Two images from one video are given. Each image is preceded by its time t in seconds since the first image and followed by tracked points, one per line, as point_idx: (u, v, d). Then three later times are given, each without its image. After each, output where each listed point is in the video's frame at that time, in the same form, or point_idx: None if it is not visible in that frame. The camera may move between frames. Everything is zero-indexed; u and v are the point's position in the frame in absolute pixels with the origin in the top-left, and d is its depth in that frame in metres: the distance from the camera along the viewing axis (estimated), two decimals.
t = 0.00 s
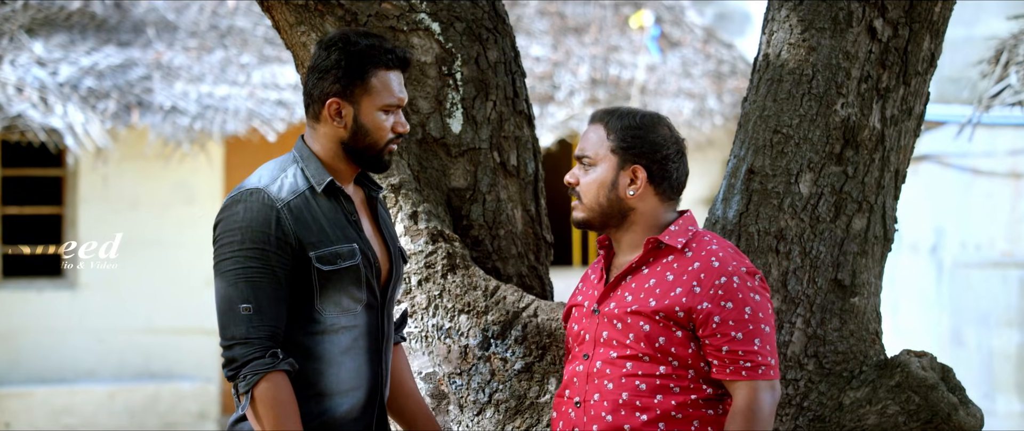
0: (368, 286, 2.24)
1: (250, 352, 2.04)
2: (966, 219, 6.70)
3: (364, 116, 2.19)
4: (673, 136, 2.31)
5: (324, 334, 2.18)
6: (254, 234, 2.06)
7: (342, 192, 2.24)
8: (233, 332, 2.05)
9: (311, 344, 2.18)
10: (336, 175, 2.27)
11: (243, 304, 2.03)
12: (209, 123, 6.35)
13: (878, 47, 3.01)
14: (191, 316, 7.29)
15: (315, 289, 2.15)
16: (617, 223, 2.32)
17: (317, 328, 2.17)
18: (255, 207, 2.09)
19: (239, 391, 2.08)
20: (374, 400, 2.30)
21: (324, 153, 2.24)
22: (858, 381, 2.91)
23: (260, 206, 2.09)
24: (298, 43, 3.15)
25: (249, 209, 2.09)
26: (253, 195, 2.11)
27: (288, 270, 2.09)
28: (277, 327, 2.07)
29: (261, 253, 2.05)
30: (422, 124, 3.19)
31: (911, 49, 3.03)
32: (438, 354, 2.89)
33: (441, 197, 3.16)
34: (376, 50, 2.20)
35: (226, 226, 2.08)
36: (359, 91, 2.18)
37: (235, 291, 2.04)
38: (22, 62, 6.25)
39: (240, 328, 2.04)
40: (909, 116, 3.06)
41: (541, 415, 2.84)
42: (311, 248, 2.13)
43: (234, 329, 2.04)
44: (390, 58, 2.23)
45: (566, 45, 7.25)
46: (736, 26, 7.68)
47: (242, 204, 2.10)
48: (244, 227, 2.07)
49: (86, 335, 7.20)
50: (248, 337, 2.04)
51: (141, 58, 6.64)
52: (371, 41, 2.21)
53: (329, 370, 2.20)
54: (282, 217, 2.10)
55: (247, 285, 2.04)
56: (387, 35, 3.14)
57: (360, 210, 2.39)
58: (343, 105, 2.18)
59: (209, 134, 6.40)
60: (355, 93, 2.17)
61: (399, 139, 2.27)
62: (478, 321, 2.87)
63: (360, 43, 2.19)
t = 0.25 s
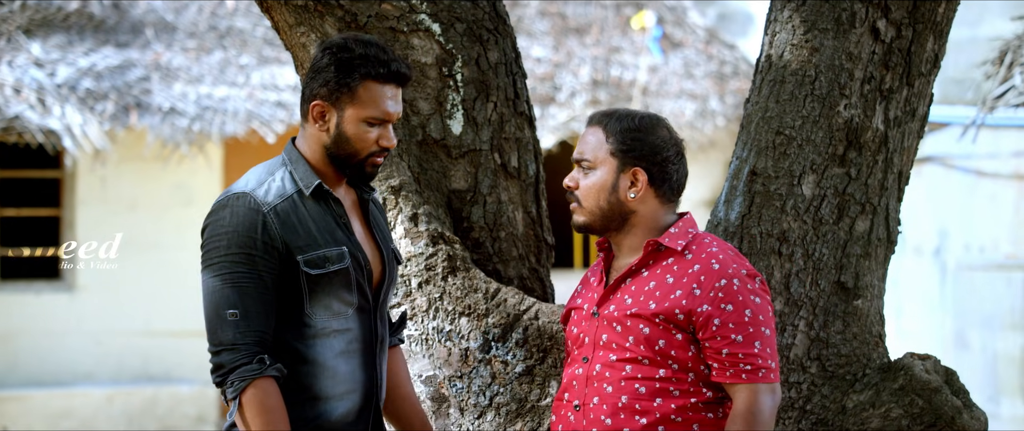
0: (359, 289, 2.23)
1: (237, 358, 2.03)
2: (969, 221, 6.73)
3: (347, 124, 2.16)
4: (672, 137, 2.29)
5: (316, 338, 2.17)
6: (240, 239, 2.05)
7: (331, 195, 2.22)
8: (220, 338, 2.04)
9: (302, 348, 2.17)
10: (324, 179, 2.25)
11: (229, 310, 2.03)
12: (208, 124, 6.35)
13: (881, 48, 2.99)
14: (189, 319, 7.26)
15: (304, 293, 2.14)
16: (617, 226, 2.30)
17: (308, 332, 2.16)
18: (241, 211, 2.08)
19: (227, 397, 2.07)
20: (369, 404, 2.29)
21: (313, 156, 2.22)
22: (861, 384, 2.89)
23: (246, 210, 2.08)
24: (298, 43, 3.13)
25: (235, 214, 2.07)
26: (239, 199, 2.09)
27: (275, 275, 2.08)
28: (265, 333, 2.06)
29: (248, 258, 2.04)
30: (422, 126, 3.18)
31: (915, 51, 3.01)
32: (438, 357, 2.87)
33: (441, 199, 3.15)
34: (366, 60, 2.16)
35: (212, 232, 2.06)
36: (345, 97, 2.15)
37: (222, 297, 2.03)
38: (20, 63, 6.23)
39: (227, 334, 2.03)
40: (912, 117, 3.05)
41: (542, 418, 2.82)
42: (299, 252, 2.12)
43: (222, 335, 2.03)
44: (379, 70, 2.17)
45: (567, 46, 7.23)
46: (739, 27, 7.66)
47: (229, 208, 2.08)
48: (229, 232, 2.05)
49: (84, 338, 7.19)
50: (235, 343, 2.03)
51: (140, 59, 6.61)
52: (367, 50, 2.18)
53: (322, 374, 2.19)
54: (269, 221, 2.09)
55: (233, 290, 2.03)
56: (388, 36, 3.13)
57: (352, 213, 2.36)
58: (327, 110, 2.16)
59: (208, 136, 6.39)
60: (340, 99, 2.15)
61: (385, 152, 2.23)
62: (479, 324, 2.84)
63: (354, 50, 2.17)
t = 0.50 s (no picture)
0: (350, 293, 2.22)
1: (219, 361, 2.02)
2: (974, 224, 6.72)
3: (330, 132, 2.14)
4: (673, 137, 2.26)
5: (306, 343, 2.17)
6: (225, 242, 2.04)
7: (322, 199, 2.21)
8: (203, 341, 2.03)
9: (292, 352, 2.17)
10: (317, 184, 2.25)
11: (212, 313, 2.02)
12: (206, 125, 6.33)
13: (884, 49, 2.96)
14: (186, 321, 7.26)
15: (293, 298, 2.14)
16: (627, 231, 2.25)
17: (298, 337, 2.17)
18: (227, 214, 2.07)
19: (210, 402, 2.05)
20: (362, 408, 2.29)
21: (305, 159, 2.23)
22: (864, 387, 2.85)
23: (232, 214, 2.07)
24: (297, 44, 3.10)
25: (221, 217, 2.06)
26: (225, 202, 2.08)
27: (261, 278, 2.08)
28: (251, 336, 2.05)
29: (233, 261, 2.04)
30: (421, 127, 3.16)
31: (919, 51, 2.99)
32: (438, 360, 2.85)
33: (441, 201, 3.12)
34: (352, 70, 2.13)
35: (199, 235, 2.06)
36: (329, 104, 2.13)
37: (205, 300, 2.02)
38: (16, 64, 6.19)
39: (210, 337, 2.02)
40: (916, 119, 3.02)
41: (543, 422, 2.79)
42: (286, 256, 2.12)
43: (205, 338, 2.02)
44: (364, 83, 2.13)
45: (568, 46, 7.20)
46: (741, 27, 7.60)
47: (216, 211, 2.07)
48: (214, 235, 2.05)
49: (81, 341, 7.16)
50: (217, 346, 2.01)
51: (137, 59, 6.58)
52: (358, 61, 2.14)
53: (312, 378, 2.19)
54: (255, 224, 2.08)
55: (216, 293, 2.02)
56: (388, 36, 3.11)
57: (346, 217, 2.33)
58: (314, 114, 2.16)
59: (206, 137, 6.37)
60: (325, 106, 2.13)
61: (370, 165, 2.19)
62: (479, 327, 2.82)
63: (345, 58, 2.15)
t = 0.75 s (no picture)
0: (345, 297, 2.21)
1: (207, 364, 2.00)
2: (979, 224, 6.70)
3: (323, 136, 2.12)
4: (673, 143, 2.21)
5: (300, 347, 2.15)
6: (217, 244, 2.02)
7: (317, 201, 2.19)
8: (193, 344, 2.01)
9: (286, 356, 2.15)
10: (312, 186, 2.22)
11: (203, 316, 1.99)
12: (203, 126, 6.30)
13: (887, 48, 2.94)
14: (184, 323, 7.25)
15: (287, 302, 2.12)
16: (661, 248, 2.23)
17: (292, 340, 2.15)
18: (220, 216, 2.05)
19: (199, 405, 2.03)
20: (357, 412, 2.28)
21: (300, 161, 2.20)
22: (867, 389, 2.82)
23: (224, 216, 2.05)
24: (295, 44, 3.08)
25: (213, 219, 2.04)
26: (219, 204, 2.06)
27: (252, 282, 2.05)
28: (242, 340, 2.03)
29: (224, 264, 2.01)
30: (421, 127, 3.14)
31: (922, 51, 2.96)
32: (438, 362, 2.82)
33: (440, 202, 3.10)
34: (344, 73, 2.10)
35: (193, 237, 2.03)
36: (320, 106, 2.11)
37: (196, 303, 2.00)
38: (12, 63, 6.15)
39: (201, 340, 2.00)
40: (919, 119, 2.99)
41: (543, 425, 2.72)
42: (279, 259, 2.09)
43: (196, 341, 2.00)
44: (356, 87, 2.09)
45: (568, 45, 7.18)
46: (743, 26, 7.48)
47: (209, 212, 2.05)
48: (206, 237, 2.02)
49: (77, 342, 7.14)
50: (207, 349, 2.00)
51: (134, 59, 6.55)
52: (350, 64, 2.12)
53: (306, 382, 2.17)
54: (247, 227, 2.06)
55: (206, 296, 2.00)
56: (386, 36, 3.08)
57: (343, 219, 2.30)
58: (307, 116, 2.15)
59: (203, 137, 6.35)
60: (316, 108, 2.12)
61: (363, 169, 2.16)
62: (478, 329, 2.79)
63: (339, 61, 2.13)
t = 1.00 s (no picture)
0: (346, 297, 2.18)
1: (208, 367, 1.98)
2: (983, 223, 6.69)
3: (321, 136, 2.10)
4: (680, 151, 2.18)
5: (300, 347, 2.14)
6: (217, 245, 2.00)
7: (316, 201, 2.16)
8: (193, 346, 1.99)
9: (286, 357, 2.14)
10: (312, 186, 2.20)
11: (203, 318, 1.98)
12: (201, 125, 6.28)
13: (890, 47, 2.92)
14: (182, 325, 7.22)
15: (286, 302, 2.10)
16: (651, 255, 2.17)
17: (292, 341, 2.13)
18: (219, 217, 2.02)
19: (200, 407, 2.02)
20: (357, 413, 2.26)
21: (299, 160, 2.18)
22: (870, 391, 2.79)
23: (223, 216, 2.02)
24: (293, 43, 3.06)
25: (212, 220, 2.02)
26: (218, 204, 2.04)
27: (252, 283, 2.03)
28: (242, 341, 2.02)
29: (224, 265, 2.00)
30: (421, 126, 3.11)
31: (925, 49, 2.94)
32: (438, 363, 2.80)
33: (439, 202, 3.08)
34: (343, 74, 2.08)
35: (192, 238, 2.01)
36: (319, 106, 2.08)
37: (195, 305, 1.98)
38: (7, 63, 6.14)
39: (201, 342, 1.98)
40: (922, 118, 2.97)
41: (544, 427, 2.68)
42: (278, 260, 2.07)
43: (196, 343, 1.99)
44: (355, 88, 2.07)
45: (569, 45, 7.16)
46: (744, 26, 7.45)
47: (208, 213, 2.03)
48: (205, 237, 2.00)
49: (74, 344, 7.11)
50: (207, 351, 1.98)
51: (131, 58, 6.51)
52: (350, 64, 2.09)
53: (305, 384, 2.15)
54: (246, 227, 2.04)
55: (207, 297, 1.98)
56: (386, 35, 3.06)
57: (344, 219, 2.28)
58: (306, 116, 2.12)
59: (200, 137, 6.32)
60: (315, 108, 2.09)
61: (361, 170, 2.13)
62: (478, 330, 2.77)
63: (339, 61, 2.10)
